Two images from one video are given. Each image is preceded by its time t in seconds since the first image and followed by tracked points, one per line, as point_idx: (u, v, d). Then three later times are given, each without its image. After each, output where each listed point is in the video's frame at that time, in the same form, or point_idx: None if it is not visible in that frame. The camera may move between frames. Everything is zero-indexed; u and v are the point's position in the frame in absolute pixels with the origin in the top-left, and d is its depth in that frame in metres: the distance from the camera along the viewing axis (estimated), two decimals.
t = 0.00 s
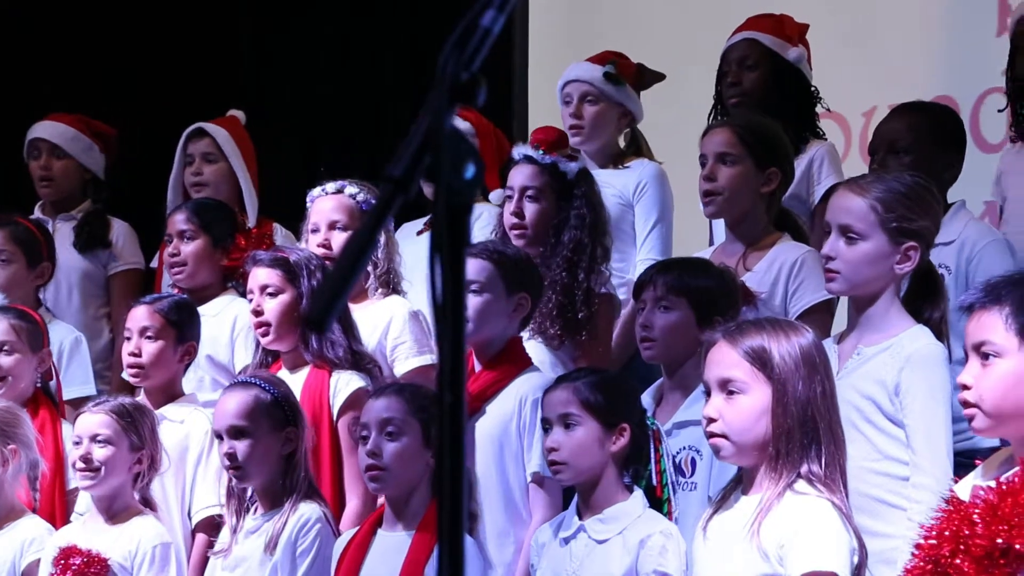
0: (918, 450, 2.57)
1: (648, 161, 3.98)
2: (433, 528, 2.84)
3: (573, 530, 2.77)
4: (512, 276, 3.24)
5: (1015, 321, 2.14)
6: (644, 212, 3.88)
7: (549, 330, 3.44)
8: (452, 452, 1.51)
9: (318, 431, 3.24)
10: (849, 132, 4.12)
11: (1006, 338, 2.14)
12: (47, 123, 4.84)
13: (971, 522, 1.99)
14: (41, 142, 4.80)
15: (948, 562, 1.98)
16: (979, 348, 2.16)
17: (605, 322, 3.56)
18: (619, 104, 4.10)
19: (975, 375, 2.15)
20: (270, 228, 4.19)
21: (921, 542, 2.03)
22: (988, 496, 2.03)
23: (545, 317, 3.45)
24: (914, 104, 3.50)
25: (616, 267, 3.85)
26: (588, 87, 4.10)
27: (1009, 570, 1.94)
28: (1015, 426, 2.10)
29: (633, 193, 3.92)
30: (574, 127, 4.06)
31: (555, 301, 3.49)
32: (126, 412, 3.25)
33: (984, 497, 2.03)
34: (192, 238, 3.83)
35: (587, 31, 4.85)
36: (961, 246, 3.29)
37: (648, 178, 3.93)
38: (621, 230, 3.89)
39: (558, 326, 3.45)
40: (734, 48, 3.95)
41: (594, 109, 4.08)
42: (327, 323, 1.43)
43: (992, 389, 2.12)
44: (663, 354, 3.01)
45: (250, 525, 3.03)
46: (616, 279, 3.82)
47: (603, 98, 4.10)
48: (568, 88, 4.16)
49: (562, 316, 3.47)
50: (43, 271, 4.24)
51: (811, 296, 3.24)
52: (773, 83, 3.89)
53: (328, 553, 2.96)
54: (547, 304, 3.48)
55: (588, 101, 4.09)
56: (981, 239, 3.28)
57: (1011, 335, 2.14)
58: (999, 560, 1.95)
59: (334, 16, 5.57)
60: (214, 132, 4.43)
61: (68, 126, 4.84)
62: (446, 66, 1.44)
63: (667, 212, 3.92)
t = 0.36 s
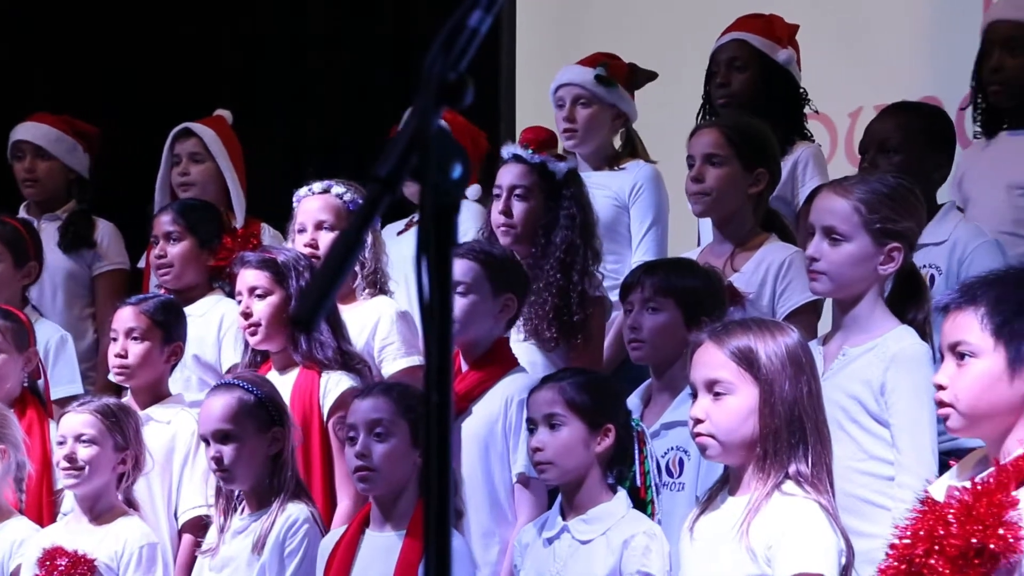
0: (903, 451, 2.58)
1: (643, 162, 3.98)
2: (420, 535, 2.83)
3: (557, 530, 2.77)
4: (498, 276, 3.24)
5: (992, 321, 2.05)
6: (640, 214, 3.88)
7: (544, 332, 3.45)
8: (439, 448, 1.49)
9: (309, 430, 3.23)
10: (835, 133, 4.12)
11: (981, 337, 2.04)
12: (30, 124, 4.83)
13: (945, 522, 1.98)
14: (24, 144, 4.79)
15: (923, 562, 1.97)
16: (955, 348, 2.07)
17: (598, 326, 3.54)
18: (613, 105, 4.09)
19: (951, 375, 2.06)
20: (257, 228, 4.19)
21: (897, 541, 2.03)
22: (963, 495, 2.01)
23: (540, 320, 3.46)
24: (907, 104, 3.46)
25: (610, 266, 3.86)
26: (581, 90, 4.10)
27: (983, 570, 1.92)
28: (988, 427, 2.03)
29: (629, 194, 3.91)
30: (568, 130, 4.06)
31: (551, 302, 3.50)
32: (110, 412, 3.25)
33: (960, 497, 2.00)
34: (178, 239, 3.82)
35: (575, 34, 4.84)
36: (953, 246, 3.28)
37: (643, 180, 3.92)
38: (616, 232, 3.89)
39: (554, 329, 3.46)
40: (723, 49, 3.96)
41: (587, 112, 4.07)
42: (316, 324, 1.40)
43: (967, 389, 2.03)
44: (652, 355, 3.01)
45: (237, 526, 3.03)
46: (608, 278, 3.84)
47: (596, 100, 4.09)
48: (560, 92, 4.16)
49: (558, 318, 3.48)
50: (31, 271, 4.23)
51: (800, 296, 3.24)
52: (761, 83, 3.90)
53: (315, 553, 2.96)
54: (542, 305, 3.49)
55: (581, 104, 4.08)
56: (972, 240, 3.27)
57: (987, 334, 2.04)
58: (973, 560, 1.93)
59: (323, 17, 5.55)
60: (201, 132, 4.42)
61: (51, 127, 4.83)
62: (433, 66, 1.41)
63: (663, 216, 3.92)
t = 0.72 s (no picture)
0: (883, 449, 2.59)
1: (635, 163, 3.97)
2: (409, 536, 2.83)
3: (540, 530, 2.77)
4: (479, 276, 3.26)
5: (965, 319, 2.04)
6: (632, 215, 3.87)
7: (535, 331, 3.44)
8: (428, 450, 1.46)
9: (297, 430, 3.22)
10: (822, 135, 4.13)
11: (955, 336, 2.04)
12: (12, 125, 4.82)
13: (916, 519, 1.98)
14: (6, 146, 4.77)
15: (893, 559, 1.97)
16: (929, 346, 2.07)
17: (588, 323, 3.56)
18: (605, 107, 4.08)
19: (924, 372, 2.06)
20: (244, 229, 4.18)
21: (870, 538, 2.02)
22: (934, 494, 2.01)
23: (530, 317, 3.45)
24: (895, 105, 3.43)
25: (601, 267, 3.85)
26: (572, 93, 4.10)
27: (953, 568, 1.92)
28: (959, 425, 2.03)
29: (621, 196, 3.91)
30: (560, 133, 4.05)
31: (542, 301, 3.48)
32: (95, 413, 3.24)
33: (932, 494, 2.00)
34: (165, 239, 3.82)
35: (562, 38, 4.83)
36: (944, 247, 3.26)
37: (635, 181, 3.91)
38: (608, 233, 3.89)
39: (545, 326, 3.45)
40: (713, 47, 3.96)
41: (579, 115, 4.07)
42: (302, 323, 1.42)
43: (940, 387, 2.03)
44: (639, 356, 3.01)
45: (225, 526, 3.02)
46: (598, 279, 3.84)
47: (588, 103, 4.08)
48: (552, 95, 4.15)
49: (549, 317, 3.47)
50: (17, 271, 4.22)
51: (784, 296, 3.24)
52: (750, 83, 3.89)
53: (303, 554, 2.96)
54: (534, 302, 3.47)
55: (573, 106, 4.08)
56: (963, 242, 3.27)
57: (960, 332, 2.04)
58: (943, 558, 1.93)
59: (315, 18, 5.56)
60: (187, 132, 4.42)
61: (33, 128, 4.81)
62: (419, 67, 1.39)
63: (656, 216, 3.90)
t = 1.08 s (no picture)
0: (868, 447, 2.59)
1: (624, 163, 3.96)
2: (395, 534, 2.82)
3: (526, 529, 2.77)
4: (461, 275, 3.29)
5: (957, 318, 2.06)
6: (619, 215, 3.85)
7: (517, 330, 3.44)
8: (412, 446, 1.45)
9: (284, 431, 3.22)
10: (806, 136, 4.14)
11: (947, 334, 2.05)
12: None
13: (916, 525, 1.98)
14: None
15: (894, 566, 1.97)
16: (922, 346, 2.08)
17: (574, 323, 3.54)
18: (593, 108, 4.07)
19: (918, 372, 2.07)
20: (228, 229, 4.18)
21: (873, 546, 2.02)
22: (933, 498, 2.01)
23: (514, 317, 3.45)
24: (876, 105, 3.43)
25: (587, 266, 3.86)
26: (559, 95, 4.09)
27: (953, 571, 1.92)
28: (955, 424, 2.03)
29: (608, 198, 3.90)
30: (550, 135, 4.06)
31: (525, 300, 3.48)
32: (82, 413, 3.24)
33: (931, 499, 2.00)
34: (152, 239, 3.82)
35: (548, 40, 4.82)
36: (930, 247, 3.27)
37: (622, 183, 3.90)
38: (596, 234, 3.90)
39: (528, 326, 3.44)
40: (700, 46, 3.96)
41: (567, 116, 4.07)
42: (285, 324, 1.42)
43: (933, 386, 2.04)
44: (626, 356, 3.01)
45: (212, 527, 3.01)
46: (583, 280, 3.84)
47: (575, 105, 4.08)
48: (540, 97, 4.16)
49: (532, 315, 3.47)
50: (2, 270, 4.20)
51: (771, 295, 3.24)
52: (735, 81, 3.90)
53: (291, 556, 2.95)
54: (517, 301, 3.48)
55: (560, 109, 4.08)
56: (949, 242, 3.27)
57: (953, 331, 2.05)
58: (942, 561, 1.93)
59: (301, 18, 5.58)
60: (171, 132, 4.41)
61: (17, 128, 4.78)
62: (404, 66, 1.40)
63: (643, 216, 3.89)
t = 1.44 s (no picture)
0: (856, 445, 2.60)
1: (608, 164, 3.96)
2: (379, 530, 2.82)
3: (511, 527, 2.76)
4: (445, 276, 3.29)
5: (968, 321, 2.04)
6: (601, 214, 3.86)
7: (496, 331, 3.45)
8: (395, 443, 1.43)
9: (268, 432, 3.21)
10: (790, 137, 4.15)
11: (958, 337, 2.03)
12: None
13: (924, 520, 1.97)
14: None
15: (903, 562, 1.96)
16: (931, 348, 2.06)
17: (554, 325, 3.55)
18: (579, 109, 4.07)
19: (928, 374, 2.05)
20: (211, 227, 4.17)
21: (878, 541, 2.02)
22: (940, 494, 2.00)
23: (491, 318, 3.46)
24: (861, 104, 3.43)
25: (571, 266, 3.86)
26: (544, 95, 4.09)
27: (963, 568, 1.92)
28: (964, 427, 2.01)
29: (591, 197, 3.91)
30: (535, 136, 4.06)
31: (501, 300, 3.49)
32: (67, 413, 3.23)
33: (938, 495, 2.00)
34: (136, 236, 3.82)
35: (532, 44, 4.85)
36: (914, 247, 3.27)
37: (606, 183, 3.90)
38: (581, 233, 3.90)
39: (506, 327, 3.45)
40: (687, 43, 3.97)
41: (553, 116, 4.05)
42: (269, 326, 1.38)
43: (944, 389, 2.02)
44: (610, 357, 3.01)
45: (196, 527, 3.01)
46: (565, 280, 3.86)
47: (560, 105, 4.07)
48: (528, 97, 4.15)
49: (510, 316, 3.48)
50: None
51: (753, 295, 3.25)
52: (720, 79, 3.90)
53: (274, 556, 2.94)
54: (493, 302, 3.49)
55: (545, 109, 4.07)
56: (934, 241, 3.26)
57: (963, 333, 2.03)
58: (953, 558, 1.93)
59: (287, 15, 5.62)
60: (154, 131, 4.42)
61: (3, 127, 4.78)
62: (387, 67, 1.38)
63: (626, 217, 3.90)
